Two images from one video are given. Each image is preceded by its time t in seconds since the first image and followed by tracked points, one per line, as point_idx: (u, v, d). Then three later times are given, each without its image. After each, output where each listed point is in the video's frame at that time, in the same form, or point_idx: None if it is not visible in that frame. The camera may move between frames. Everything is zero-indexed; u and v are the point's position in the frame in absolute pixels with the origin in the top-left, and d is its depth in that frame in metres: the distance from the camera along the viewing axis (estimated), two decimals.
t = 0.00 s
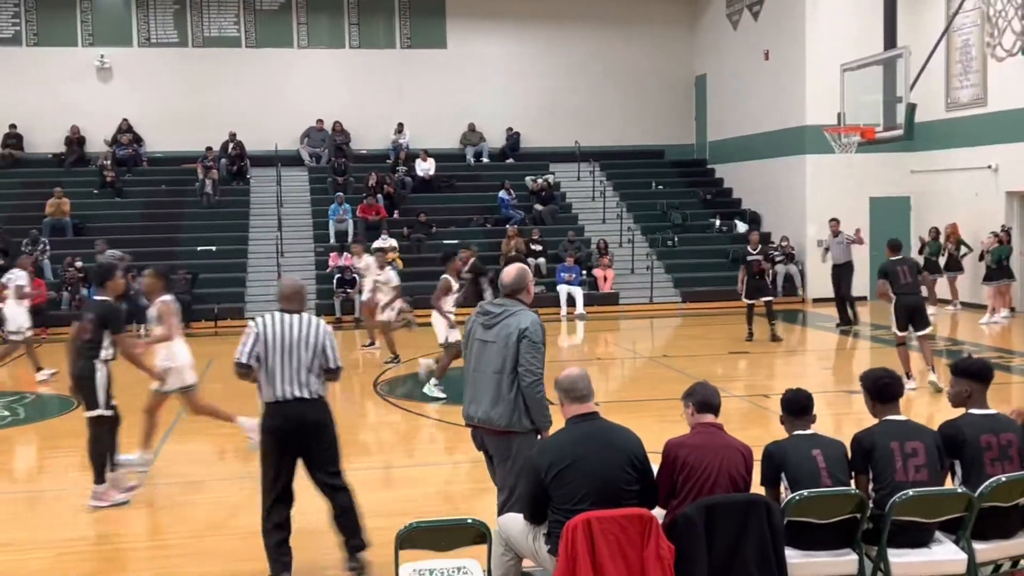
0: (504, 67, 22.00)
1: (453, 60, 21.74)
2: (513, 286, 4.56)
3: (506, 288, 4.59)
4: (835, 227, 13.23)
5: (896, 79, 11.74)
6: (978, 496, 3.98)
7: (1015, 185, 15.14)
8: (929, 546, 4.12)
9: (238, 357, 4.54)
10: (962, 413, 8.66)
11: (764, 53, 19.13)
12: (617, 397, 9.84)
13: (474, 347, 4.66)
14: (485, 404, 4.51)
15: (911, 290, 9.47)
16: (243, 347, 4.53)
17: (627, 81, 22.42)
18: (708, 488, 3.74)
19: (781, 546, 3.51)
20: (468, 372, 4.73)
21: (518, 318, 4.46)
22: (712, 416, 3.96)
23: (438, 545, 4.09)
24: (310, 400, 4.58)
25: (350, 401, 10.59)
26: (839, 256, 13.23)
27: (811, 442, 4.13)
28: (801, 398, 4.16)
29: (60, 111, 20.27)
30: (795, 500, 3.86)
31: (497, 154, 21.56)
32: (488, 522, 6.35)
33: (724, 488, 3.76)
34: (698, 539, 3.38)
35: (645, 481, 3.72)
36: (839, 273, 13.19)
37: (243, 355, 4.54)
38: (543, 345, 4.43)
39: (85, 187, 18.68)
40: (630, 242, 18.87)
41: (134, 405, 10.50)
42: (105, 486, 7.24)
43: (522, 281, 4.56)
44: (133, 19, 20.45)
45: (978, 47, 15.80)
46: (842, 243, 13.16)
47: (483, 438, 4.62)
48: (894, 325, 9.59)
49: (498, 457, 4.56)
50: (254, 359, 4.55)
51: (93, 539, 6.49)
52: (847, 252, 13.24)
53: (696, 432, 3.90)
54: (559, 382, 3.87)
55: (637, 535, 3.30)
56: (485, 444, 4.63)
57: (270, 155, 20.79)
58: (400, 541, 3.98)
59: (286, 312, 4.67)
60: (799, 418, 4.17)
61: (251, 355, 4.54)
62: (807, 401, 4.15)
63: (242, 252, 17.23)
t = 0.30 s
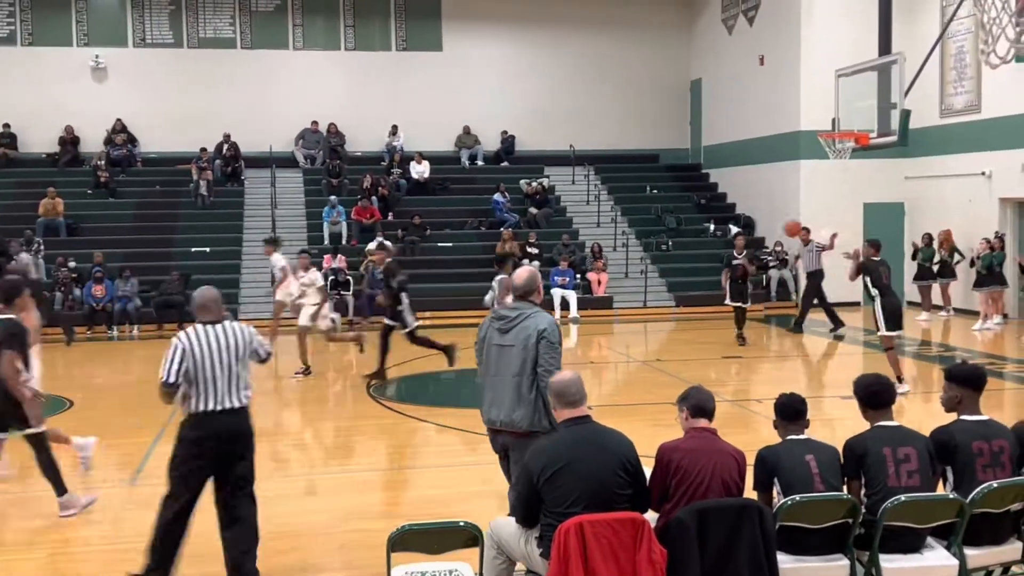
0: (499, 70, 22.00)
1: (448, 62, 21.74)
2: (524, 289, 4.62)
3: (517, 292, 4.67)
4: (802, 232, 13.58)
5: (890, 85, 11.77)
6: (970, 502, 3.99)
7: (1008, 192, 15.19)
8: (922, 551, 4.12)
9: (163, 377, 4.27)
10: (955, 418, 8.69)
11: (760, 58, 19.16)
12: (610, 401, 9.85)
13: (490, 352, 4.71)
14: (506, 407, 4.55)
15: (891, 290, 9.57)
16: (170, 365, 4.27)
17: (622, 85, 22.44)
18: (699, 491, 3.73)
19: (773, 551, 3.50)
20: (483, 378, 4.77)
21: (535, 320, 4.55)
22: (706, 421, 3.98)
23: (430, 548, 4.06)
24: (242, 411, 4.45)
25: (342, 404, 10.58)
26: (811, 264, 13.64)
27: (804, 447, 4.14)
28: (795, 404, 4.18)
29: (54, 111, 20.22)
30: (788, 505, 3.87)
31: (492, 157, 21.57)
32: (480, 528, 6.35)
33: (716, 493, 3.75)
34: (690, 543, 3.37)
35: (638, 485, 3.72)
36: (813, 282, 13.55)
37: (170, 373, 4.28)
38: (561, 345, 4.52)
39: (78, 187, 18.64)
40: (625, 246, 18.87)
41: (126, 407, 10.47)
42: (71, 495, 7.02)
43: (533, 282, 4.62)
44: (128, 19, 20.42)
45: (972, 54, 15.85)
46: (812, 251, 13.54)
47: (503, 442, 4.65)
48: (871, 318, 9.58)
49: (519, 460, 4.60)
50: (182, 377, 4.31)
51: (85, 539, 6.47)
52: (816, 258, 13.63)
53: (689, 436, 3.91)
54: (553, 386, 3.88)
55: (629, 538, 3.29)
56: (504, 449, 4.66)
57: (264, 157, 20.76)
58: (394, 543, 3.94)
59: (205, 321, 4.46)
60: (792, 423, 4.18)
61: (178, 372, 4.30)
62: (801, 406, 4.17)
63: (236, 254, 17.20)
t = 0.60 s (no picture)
0: (504, 72, 22.01)
1: (453, 64, 21.75)
2: (548, 291, 4.67)
3: (542, 294, 4.71)
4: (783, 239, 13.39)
5: (896, 91, 11.76)
6: (972, 510, 3.97)
7: (1013, 199, 15.16)
8: (924, 558, 4.10)
9: (77, 372, 4.40)
10: (958, 426, 8.68)
11: (765, 63, 19.14)
12: (613, 405, 9.83)
13: (516, 352, 4.73)
14: (538, 408, 4.57)
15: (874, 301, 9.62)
16: (84, 361, 4.41)
17: (627, 89, 22.45)
18: (702, 496, 3.72)
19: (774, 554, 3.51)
20: (506, 380, 4.77)
21: (565, 321, 4.64)
22: (710, 426, 3.96)
23: (431, 550, 4.05)
24: (156, 412, 4.58)
25: (344, 405, 10.59)
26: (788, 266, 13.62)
27: (807, 453, 4.12)
28: (801, 408, 4.14)
29: (60, 110, 20.26)
30: (790, 511, 3.86)
31: (497, 159, 21.58)
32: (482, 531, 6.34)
33: (718, 498, 3.73)
34: (691, 546, 3.37)
35: (640, 490, 3.71)
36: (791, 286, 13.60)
37: (85, 369, 4.42)
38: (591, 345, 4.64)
39: (83, 186, 18.65)
40: (628, 250, 18.86)
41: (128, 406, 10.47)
42: None
43: (557, 285, 4.67)
44: (134, 20, 20.44)
45: (978, 61, 15.83)
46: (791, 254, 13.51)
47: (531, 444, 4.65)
48: (851, 321, 9.59)
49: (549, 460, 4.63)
50: (97, 373, 4.45)
51: (87, 539, 6.46)
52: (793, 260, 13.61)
53: (693, 441, 3.90)
54: (555, 390, 3.86)
55: (631, 542, 3.28)
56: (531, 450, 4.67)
57: (269, 157, 20.80)
58: (394, 545, 3.93)
59: (126, 321, 4.62)
60: (797, 429, 4.14)
61: (93, 368, 4.44)
62: (806, 411, 4.13)
63: (240, 254, 17.21)
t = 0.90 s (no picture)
0: (522, 76, 22.03)
1: (471, 67, 21.78)
2: (594, 292, 4.74)
3: (586, 294, 4.75)
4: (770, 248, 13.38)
5: (915, 98, 11.72)
6: (989, 519, 3.95)
7: None
8: (939, 566, 4.07)
9: (30, 377, 4.29)
10: (975, 433, 8.64)
11: (784, 68, 19.09)
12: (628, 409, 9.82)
13: (561, 352, 4.72)
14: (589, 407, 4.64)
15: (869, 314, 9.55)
16: (37, 365, 4.30)
17: (643, 93, 22.44)
18: (716, 502, 3.73)
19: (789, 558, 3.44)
20: (549, 379, 4.76)
21: (613, 321, 4.72)
22: (725, 431, 3.95)
23: (444, 552, 4.04)
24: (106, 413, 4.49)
25: (359, 405, 10.62)
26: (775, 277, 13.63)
27: (823, 460, 4.12)
28: (820, 414, 4.16)
29: (80, 109, 20.38)
30: (805, 517, 3.84)
31: (514, 162, 21.60)
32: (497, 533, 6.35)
33: (733, 504, 3.73)
34: (705, 551, 3.34)
35: (654, 494, 3.71)
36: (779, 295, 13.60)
37: (37, 373, 4.31)
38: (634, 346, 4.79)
39: (101, 185, 18.73)
40: (644, 254, 18.85)
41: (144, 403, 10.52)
42: None
43: (601, 286, 4.76)
44: (154, 20, 20.54)
45: (999, 68, 15.75)
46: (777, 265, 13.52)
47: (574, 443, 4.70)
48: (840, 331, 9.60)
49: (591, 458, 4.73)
50: (49, 378, 4.34)
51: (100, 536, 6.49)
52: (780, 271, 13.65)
53: (708, 446, 3.90)
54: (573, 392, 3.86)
55: (645, 547, 3.25)
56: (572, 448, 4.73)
57: (287, 158, 20.87)
58: (407, 547, 3.96)
59: (72, 323, 4.50)
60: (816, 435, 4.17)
61: (45, 373, 4.32)
62: (827, 418, 4.15)
63: (257, 255, 17.26)
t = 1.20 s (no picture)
0: (551, 80, 22.06)
1: (500, 71, 21.83)
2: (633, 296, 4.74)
3: (625, 298, 4.73)
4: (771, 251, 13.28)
5: (947, 104, 11.65)
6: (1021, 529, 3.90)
7: None
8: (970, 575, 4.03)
9: (11, 368, 4.12)
10: (1007, 443, 8.54)
11: (814, 73, 19.02)
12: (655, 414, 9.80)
13: (605, 360, 4.64)
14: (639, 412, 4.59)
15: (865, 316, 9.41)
16: (17, 357, 4.15)
17: (671, 97, 22.42)
18: (744, 509, 3.65)
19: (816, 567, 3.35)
20: (593, 386, 4.65)
21: (653, 325, 4.74)
22: (755, 438, 3.90)
23: (473, 556, 4.06)
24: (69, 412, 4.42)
25: (387, 407, 10.65)
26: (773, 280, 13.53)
27: (856, 467, 4.06)
28: (852, 423, 4.11)
29: (114, 111, 20.58)
30: (835, 525, 3.79)
31: (542, 166, 21.63)
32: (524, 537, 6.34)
33: (763, 511, 3.66)
34: (733, 558, 3.26)
35: (683, 502, 3.67)
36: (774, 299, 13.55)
37: (17, 366, 4.15)
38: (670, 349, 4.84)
39: (133, 187, 18.91)
40: (672, 259, 18.82)
41: (173, 403, 10.62)
42: None
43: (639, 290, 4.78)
44: (187, 24, 20.74)
45: None
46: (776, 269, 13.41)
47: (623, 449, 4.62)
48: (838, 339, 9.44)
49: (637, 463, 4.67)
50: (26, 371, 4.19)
51: (130, 534, 6.56)
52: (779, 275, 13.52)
53: (737, 452, 3.86)
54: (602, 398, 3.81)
55: (673, 553, 3.22)
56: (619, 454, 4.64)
57: (317, 161, 21.00)
58: (434, 549, 3.98)
59: (34, 320, 4.36)
60: (847, 443, 4.11)
61: (25, 366, 4.18)
62: (858, 425, 4.09)
63: (287, 257, 17.38)
